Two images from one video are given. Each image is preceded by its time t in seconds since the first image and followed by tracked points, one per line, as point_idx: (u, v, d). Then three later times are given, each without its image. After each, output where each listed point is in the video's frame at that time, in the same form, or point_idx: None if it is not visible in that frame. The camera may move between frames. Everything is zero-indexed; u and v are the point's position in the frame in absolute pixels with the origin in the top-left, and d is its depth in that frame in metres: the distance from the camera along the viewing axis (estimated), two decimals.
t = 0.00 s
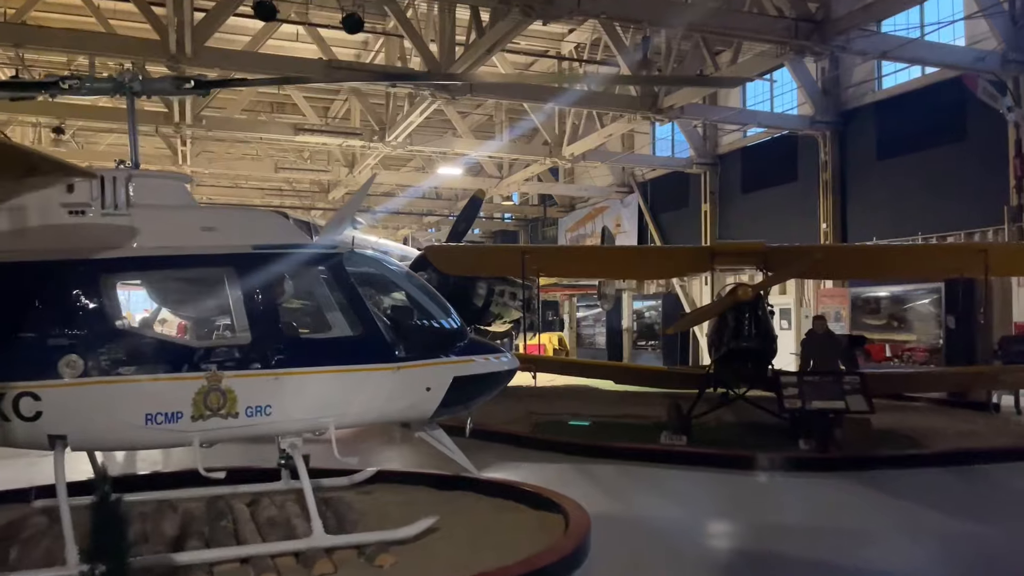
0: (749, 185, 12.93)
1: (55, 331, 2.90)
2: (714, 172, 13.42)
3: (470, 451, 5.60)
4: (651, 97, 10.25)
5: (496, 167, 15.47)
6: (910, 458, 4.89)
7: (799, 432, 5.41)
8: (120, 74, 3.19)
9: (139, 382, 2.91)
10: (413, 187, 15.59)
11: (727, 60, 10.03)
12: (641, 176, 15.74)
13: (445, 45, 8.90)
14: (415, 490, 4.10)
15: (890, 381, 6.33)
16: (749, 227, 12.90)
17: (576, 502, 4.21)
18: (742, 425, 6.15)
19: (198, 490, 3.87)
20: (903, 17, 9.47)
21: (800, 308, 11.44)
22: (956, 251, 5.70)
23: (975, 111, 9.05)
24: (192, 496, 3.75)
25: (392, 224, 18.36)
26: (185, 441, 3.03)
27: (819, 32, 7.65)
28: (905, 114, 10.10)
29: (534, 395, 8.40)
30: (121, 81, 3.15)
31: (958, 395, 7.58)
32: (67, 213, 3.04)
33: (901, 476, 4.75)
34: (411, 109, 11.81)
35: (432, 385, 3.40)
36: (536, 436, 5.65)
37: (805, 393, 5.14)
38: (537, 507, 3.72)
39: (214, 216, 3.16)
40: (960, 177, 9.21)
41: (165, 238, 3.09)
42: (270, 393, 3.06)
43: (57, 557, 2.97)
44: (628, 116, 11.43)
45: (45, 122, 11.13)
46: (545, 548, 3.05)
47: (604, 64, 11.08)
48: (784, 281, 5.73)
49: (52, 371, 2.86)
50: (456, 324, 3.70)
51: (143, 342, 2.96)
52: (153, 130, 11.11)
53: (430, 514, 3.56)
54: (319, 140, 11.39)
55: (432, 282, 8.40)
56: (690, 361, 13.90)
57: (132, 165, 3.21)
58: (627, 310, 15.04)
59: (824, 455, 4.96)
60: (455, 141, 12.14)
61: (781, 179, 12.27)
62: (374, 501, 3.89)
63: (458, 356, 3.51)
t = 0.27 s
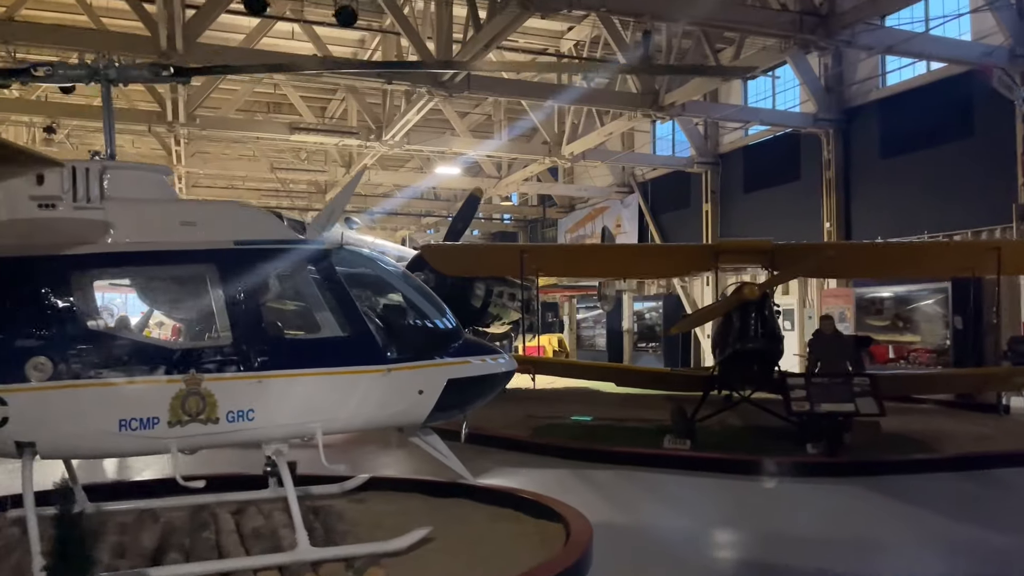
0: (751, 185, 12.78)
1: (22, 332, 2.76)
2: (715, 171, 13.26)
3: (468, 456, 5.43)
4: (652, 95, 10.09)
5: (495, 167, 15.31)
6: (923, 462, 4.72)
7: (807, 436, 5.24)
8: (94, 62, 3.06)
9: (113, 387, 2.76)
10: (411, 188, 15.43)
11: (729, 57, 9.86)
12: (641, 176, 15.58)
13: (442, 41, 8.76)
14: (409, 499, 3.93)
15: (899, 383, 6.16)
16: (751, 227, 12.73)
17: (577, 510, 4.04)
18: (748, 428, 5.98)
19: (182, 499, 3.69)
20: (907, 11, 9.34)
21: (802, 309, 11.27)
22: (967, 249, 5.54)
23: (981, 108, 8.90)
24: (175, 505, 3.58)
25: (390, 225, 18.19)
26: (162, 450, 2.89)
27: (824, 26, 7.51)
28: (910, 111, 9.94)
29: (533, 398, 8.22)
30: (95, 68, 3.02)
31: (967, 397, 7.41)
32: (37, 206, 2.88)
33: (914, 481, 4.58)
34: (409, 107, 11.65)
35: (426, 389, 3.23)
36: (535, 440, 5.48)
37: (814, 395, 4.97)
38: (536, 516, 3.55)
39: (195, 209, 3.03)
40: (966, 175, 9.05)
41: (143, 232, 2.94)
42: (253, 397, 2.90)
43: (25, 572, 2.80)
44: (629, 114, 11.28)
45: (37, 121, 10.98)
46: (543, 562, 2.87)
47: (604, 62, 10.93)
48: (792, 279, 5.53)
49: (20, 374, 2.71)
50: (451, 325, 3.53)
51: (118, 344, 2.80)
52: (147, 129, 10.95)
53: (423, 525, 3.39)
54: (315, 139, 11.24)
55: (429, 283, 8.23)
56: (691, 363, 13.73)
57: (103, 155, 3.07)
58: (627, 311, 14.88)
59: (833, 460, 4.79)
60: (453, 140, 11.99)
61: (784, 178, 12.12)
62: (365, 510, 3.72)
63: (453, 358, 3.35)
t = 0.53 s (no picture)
0: (753, 181, 12.60)
1: None
2: (717, 167, 13.07)
3: (463, 458, 5.25)
4: (653, 88, 9.90)
5: (494, 163, 15.13)
6: (936, 465, 4.53)
7: (814, 437, 5.06)
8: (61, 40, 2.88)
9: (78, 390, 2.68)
10: (409, 184, 15.24)
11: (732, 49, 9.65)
12: (642, 172, 15.42)
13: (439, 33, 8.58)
14: (399, 505, 3.75)
15: (908, 382, 5.98)
16: (753, 224, 12.55)
17: (574, 515, 3.87)
18: (752, 429, 5.80)
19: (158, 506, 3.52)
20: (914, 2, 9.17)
21: (806, 307, 11.08)
22: (979, 244, 5.36)
23: (989, 102, 8.72)
24: (152, 511, 3.41)
25: (389, 223, 18.01)
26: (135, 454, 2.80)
27: (830, 15, 7.33)
28: (917, 105, 9.75)
29: (532, 398, 8.05)
30: (63, 51, 2.85)
31: (976, 396, 7.23)
32: None
33: (927, 485, 4.40)
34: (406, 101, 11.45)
35: (414, 389, 3.09)
36: (533, 442, 5.30)
37: (821, 395, 4.79)
38: (531, 523, 3.37)
39: (167, 200, 2.99)
40: (973, 171, 8.88)
41: (114, 225, 2.90)
42: (229, 398, 2.80)
43: None
44: (629, 109, 11.09)
45: (28, 116, 10.81)
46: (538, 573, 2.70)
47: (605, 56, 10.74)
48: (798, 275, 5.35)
49: None
50: (444, 322, 3.39)
51: (85, 344, 2.74)
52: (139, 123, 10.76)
53: (412, 534, 3.22)
54: (311, 134, 11.06)
55: (425, 280, 8.05)
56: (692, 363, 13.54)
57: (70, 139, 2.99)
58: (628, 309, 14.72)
59: (842, 462, 4.60)
60: (451, 135, 11.81)
61: (786, 175, 11.94)
62: (353, 516, 3.54)
63: (443, 356, 3.21)
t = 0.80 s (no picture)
0: (756, 178, 12.42)
1: None
2: (720, 164, 12.88)
3: (458, 463, 5.07)
4: (655, 83, 9.71)
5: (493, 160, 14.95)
6: (951, 472, 4.34)
7: (822, 442, 4.87)
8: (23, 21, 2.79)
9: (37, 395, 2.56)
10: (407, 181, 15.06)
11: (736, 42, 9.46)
12: (643, 169, 15.25)
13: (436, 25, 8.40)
14: (388, 515, 3.57)
15: (918, 384, 5.79)
16: (756, 221, 12.37)
17: (574, 525, 3.68)
18: (757, 433, 5.61)
19: (134, 516, 3.34)
20: None
21: (810, 306, 10.88)
22: (993, 242, 5.15)
23: (997, 97, 8.52)
24: (125, 522, 3.22)
25: (387, 220, 17.83)
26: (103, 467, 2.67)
27: (838, 7, 7.16)
28: (923, 101, 9.55)
29: (530, 399, 7.86)
30: (25, 32, 2.76)
31: (986, 398, 7.04)
32: None
33: (943, 493, 4.20)
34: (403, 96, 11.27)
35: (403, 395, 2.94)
36: (530, 446, 5.12)
37: (830, 398, 4.60)
38: (527, 536, 3.18)
39: (136, 192, 2.91)
40: (981, 168, 8.69)
41: (82, 219, 2.84)
42: (200, 405, 2.66)
43: None
44: (630, 103, 10.90)
45: (18, 110, 10.62)
46: None
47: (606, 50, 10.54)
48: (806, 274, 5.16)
49: None
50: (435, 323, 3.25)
51: (46, 346, 2.64)
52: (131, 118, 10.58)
53: (400, 549, 3.03)
54: (306, 129, 10.87)
55: (422, 278, 7.86)
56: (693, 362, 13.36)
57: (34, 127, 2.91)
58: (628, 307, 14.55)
59: (853, 469, 4.41)
60: (448, 131, 11.63)
61: (790, 171, 11.75)
62: (340, 528, 3.36)
63: (433, 360, 3.05)
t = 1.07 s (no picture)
0: (757, 175, 12.23)
1: None
2: (720, 161, 12.67)
3: (450, 469, 4.88)
4: (656, 78, 9.52)
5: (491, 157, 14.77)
6: (967, 477, 4.15)
7: (830, 446, 4.69)
8: None
9: None
10: (404, 179, 14.87)
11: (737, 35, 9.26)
12: (643, 167, 15.07)
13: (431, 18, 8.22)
14: (376, 524, 3.39)
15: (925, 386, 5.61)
16: (757, 220, 12.19)
17: (571, 537, 3.48)
18: (762, 437, 5.42)
19: (106, 526, 3.16)
20: None
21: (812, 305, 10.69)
22: (1006, 240, 4.97)
23: (1005, 91, 8.34)
24: (95, 533, 3.03)
25: (384, 219, 17.63)
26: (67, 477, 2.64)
27: None
28: (928, 97, 9.36)
29: (527, 401, 7.67)
30: None
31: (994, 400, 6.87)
32: None
33: (958, 499, 4.02)
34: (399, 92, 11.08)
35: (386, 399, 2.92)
36: (526, 449, 4.93)
37: (840, 401, 4.42)
38: (522, 548, 3.00)
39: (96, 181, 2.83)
40: (987, 164, 8.52)
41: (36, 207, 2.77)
42: (167, 411, 2.62)
43: None
44: (630, 99, 10.70)
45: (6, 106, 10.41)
46: None
47: (605, 45, 10.35)
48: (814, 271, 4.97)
49: None
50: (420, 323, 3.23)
51: None
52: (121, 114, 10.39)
53: (387, 562, 2.84)
54: (299, 126, 10.67)
55: (416, 277, 7.66)
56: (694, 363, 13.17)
57: None
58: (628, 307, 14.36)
59: (865, 475, 4.23)
60: (445, 127, 11.45)
61: (791, 169, 11.58)
62: (324, 539, 3.17)
63: (416, 363, 3.03)
